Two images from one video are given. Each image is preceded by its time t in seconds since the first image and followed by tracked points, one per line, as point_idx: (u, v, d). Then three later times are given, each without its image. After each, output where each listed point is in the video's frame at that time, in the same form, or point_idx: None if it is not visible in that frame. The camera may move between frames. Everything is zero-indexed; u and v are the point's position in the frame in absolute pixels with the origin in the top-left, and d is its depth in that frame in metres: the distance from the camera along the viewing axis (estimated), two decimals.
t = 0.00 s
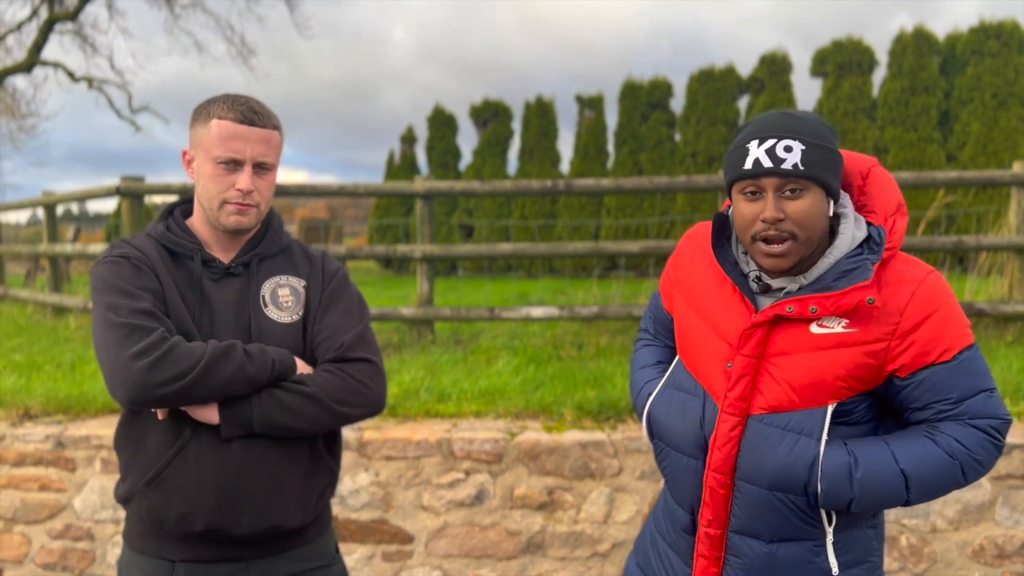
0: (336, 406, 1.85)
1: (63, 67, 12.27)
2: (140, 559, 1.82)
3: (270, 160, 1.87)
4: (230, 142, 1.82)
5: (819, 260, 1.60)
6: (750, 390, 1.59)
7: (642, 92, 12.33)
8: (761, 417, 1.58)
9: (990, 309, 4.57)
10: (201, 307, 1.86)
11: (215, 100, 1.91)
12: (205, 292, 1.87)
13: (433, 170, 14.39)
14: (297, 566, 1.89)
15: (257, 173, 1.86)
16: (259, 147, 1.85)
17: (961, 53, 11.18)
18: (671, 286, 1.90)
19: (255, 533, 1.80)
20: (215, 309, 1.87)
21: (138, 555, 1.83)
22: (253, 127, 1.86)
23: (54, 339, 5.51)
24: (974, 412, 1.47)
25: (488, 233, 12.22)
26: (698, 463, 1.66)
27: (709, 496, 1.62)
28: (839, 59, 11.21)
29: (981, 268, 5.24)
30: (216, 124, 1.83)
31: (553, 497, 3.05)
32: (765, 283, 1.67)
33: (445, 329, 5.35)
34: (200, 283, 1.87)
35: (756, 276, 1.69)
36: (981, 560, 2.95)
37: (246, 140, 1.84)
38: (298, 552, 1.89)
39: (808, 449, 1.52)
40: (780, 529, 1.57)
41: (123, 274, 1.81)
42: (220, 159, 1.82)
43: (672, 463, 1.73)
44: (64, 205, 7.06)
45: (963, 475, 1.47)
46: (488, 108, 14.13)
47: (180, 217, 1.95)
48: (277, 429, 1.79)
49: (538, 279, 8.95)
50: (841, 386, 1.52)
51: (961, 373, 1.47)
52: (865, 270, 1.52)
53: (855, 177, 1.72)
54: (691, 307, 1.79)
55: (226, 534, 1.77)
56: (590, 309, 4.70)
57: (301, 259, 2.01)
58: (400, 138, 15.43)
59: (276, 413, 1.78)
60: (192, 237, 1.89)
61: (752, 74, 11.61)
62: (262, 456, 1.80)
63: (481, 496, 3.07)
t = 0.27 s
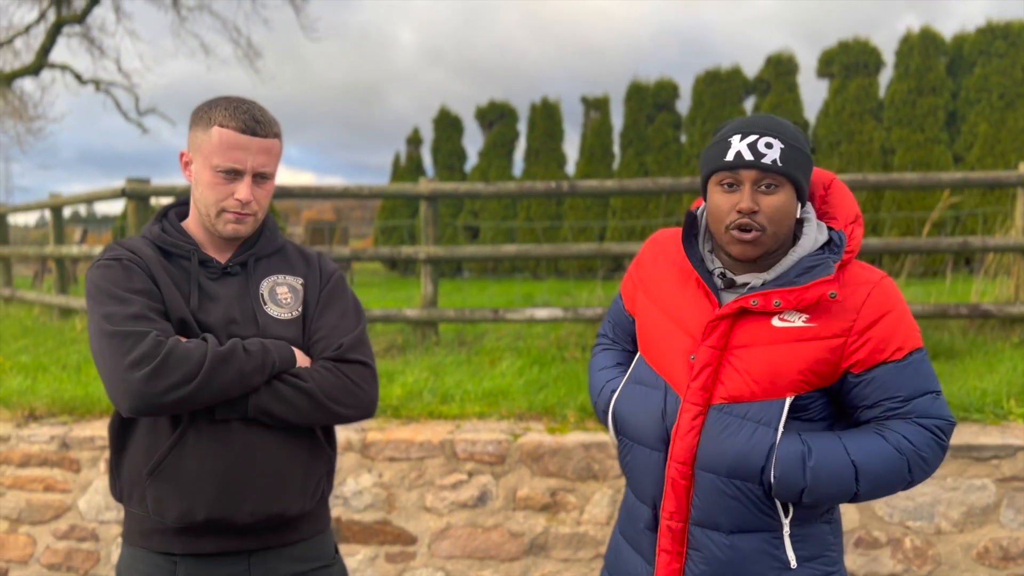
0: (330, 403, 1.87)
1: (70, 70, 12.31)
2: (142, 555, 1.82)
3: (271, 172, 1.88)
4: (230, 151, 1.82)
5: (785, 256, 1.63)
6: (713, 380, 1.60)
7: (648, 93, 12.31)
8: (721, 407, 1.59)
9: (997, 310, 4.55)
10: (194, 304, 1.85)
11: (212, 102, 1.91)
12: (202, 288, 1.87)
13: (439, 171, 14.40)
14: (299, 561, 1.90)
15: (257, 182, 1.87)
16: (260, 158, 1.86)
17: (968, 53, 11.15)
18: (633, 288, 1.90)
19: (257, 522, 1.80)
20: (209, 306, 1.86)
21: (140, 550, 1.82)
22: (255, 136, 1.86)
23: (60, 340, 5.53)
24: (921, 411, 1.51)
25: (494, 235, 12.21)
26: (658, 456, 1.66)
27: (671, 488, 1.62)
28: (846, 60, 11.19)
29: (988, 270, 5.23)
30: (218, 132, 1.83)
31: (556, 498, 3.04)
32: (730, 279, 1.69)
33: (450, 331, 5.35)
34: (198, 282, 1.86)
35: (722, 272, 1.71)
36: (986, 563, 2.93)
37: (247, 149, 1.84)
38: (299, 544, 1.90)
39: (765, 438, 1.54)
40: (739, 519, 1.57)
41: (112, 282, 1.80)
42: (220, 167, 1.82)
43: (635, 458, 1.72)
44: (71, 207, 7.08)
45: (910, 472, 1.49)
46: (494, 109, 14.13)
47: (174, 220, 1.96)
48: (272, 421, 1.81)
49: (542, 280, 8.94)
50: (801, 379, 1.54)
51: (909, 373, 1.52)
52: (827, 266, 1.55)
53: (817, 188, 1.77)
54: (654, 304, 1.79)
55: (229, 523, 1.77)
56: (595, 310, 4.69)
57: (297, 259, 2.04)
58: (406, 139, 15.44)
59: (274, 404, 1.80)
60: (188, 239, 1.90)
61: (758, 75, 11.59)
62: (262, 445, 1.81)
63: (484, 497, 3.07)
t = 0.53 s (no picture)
0: (333, 406, 1.87)
1: (77, 72, 12.35)
2: (151, 559, 1.81)
3: (269, 170, 1.88)
4: (228, 151, 1.83)
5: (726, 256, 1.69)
6: (675, 377, 1.61)
7: (653, 94, 12.31)
8: (686, 402, 1.61)
9: (1003, 311, 4.54)
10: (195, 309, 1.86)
11: (212, 105, 1.92)
12: (205, 289, 1.88)
13: (444, 173, 14.42)
14: (307, 560, 1.91)
15: (255, 182, 1.87)
16: (257, 157, 1.86)
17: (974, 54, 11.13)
18: (577, 297, 1.88)
19: (265, 524, 1.81)
20: (212, 309, 1.87)
21: (148, 555, 1.81)
22: (252, 136, 1.87)
23: (67, 341, 5.55)
24: (861, 390, 1.59)
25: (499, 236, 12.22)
26: (627, 456, 1.64)
27: (642, 487, 1.61)
28: (851, 60, 11.17)
29: (994, 270, 5.21)
30: (215, 132, 1.84)
31: (560, 499, 3.04)
32: (680, 281, 1.72)
33: (455, 332, 5.35)
34: (201, 283, 1.88)
35: (670, 275, 1.74)
36: (991, 564, 2.92)
37: (245, 149, 1.84)
38: (306, 544, 1.91)
39: (730, 428, 1.57)
40: (711, 511, 1.58)
41: (106, 291, 1.79)
42: (219, 168, 1.83)
43: (602, 463, 1.69)
44: (77, 208, 7.11)
45: (857, 448, 1.57)
46: (500, 110, 14.14)
47: (176, 222, 1.97)
48: (277, 431, 1.81)
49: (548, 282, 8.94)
50: (756, 369, 1.60)
51: (846, 356, 1.60)
52: (773, 260, 1.62)
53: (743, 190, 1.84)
54: (606, 309, 1.77)
55: (237, 527, 1.78)
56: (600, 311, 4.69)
57: (299, 261, 2.06)
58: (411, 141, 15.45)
59: (276, 413, 1.80)
60: (190, 239, 1.92)
61: (763, 76, 11.58)
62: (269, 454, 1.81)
63: (488, 499, 3.07)
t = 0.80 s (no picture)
0: (353, 409, 1.88)
1: (81, 75, 12.38)
2: (177, 554, 1.82)
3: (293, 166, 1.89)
4: (253, 147, 1.84)
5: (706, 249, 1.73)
6: (664, 368, 1.63)
7: (656, 95, 12.30)
8: (675, 393, 1.62)
9: (1007, 312, 4.53)
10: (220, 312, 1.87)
11: (235, 109, 1.93)
12: (229, 292, 1.89)
13: (448, 174, 14.42)
14: (327, 557, 1.91)
15: (280, 177, 1.88)
16: (281, 153, 1.87)
17: (978, 54, 11.10)
18: (553, 293, 1.87)
19: (286, 522, 1.82)
20: (235, 312, 1.88)
21: (174, 550, 1.83)
22: (276, 132, 1.88)
23: (71, 343, 5.56)
24: (836, 370, 1.70)
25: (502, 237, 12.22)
26: (620, 448, 1.64)
27: (636, 479, 1.61)
28: (855, 61, 11.15)
29: (998, 270, 5.20)
30: (240, 130, 1.85)
31: (562, 500, 3.04)
32: (661, 273, 1.75)
33: (457, 333, 5.35)
34: (224, 287, 1.88)
35: (651, 268, 1.76)
36: (995, 565, 2.92)
37: (269, 144, 1.85)
38: (327, 543, 1.91)
39: (724, 414, 1.60)
40: (705, 498, 1.61)
41: (129, 297, 1.80)
42: (244, 164, 1.84)
43: (590, 457, 1.68)
44: (82, 210, 7.12)
45: (841, 424, 1.67)
46: (503, 112, 14.15)
47: (204, 223, 1.98)
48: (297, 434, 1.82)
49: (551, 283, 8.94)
50: (740, 356, 1.64)
51: (821, 341, 1.71)
52: (751, 253, 1.70)
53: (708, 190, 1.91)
54: (587, 305, 1.77)
55: (258, 524, 1.79)
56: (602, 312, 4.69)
57: (324, 263, 2.06)
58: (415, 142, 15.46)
59: (296, 417, 1.81)
60: (216, 242, 1.93)
61: (767, 76, 11.56)
62: (291, 453, 1.82)
63: (490, 499, 3.07)
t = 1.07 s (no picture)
0: (369, 419, 1.87)
1: (85, 77, 12.42)
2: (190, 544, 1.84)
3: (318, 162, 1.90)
4: (278, 144, 1.86)
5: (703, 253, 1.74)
6: (667, 371, 1.63)
7: (658, 96, 12.30)
8: (679, 395, 1.63)
9: (1009, 312, 4.52)
10: (243, 317, 1.87)
11: (263, 111, 1.95)
12: (253, 297, 1.89)
13: (450, 175, 14.44)
14: (339, 556, 1.91)
15: (305, 174, 1.89)
16: (306, 150, 1.88)
17: (980, 54, 11.08)
18: (551, 298, 1.86)
19: (296, 523, 1.82)
20: (257, 317, 1.88)
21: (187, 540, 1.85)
22: (300, 130, 1.90)
23: (73, 344, 5.57)
24: (831, 371, 1.71)
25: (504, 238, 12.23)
26: (625, 452, 1.63)
27: (642, 482, 1.61)
28: (857, 61, 11.14)
29: (1000, 270, 5.19)
30: (266, 128, 1.87)
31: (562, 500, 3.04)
32: (661, 275, 1.76)
33: (459, 334, 5.36)
34: (247, 291, 1.89)
35: (649, 270, 1.77)
36: (995, 565, 2.92)
37: (293, 141, 1.87)
38: (340, 543, 1.90)
39: (727, 416, 1.61)
40: (710, 499, 1.62)
41: (155, 297, 1.81)
42: (269, 161, 1.85)
43: (594, 462, 1.67)
44: (85, 211, 7.14)
45: (835, 424, 1.68)
46: (505, 113, 14.15)
47: (232, 224, 1.99)
48: (308, 438, 1.82)
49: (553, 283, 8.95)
50: (742, 359, 1.65)
51: (816, 342, 1.71)
52: (749, 253, 1.71)
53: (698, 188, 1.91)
54: (587, 310, 1.77)
55: (267, 523, 1.80)
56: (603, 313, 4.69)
57: (350, 266, 2.05)
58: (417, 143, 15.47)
59: (313, 424, 1.81)
60: (243, 245, 1.93)
61: (769, 77, 11.55)
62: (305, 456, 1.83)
63: (491, 500, 3.08)
